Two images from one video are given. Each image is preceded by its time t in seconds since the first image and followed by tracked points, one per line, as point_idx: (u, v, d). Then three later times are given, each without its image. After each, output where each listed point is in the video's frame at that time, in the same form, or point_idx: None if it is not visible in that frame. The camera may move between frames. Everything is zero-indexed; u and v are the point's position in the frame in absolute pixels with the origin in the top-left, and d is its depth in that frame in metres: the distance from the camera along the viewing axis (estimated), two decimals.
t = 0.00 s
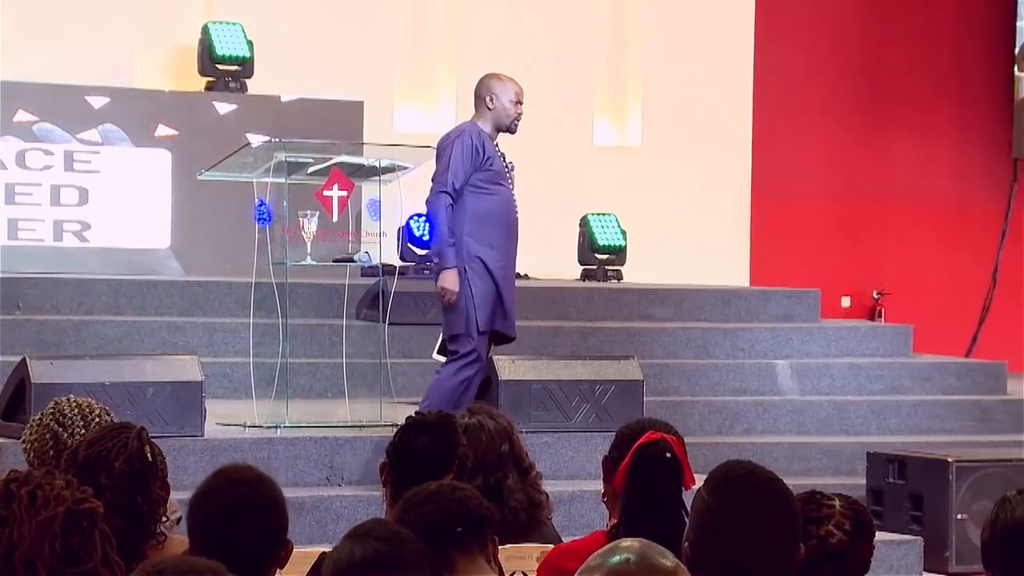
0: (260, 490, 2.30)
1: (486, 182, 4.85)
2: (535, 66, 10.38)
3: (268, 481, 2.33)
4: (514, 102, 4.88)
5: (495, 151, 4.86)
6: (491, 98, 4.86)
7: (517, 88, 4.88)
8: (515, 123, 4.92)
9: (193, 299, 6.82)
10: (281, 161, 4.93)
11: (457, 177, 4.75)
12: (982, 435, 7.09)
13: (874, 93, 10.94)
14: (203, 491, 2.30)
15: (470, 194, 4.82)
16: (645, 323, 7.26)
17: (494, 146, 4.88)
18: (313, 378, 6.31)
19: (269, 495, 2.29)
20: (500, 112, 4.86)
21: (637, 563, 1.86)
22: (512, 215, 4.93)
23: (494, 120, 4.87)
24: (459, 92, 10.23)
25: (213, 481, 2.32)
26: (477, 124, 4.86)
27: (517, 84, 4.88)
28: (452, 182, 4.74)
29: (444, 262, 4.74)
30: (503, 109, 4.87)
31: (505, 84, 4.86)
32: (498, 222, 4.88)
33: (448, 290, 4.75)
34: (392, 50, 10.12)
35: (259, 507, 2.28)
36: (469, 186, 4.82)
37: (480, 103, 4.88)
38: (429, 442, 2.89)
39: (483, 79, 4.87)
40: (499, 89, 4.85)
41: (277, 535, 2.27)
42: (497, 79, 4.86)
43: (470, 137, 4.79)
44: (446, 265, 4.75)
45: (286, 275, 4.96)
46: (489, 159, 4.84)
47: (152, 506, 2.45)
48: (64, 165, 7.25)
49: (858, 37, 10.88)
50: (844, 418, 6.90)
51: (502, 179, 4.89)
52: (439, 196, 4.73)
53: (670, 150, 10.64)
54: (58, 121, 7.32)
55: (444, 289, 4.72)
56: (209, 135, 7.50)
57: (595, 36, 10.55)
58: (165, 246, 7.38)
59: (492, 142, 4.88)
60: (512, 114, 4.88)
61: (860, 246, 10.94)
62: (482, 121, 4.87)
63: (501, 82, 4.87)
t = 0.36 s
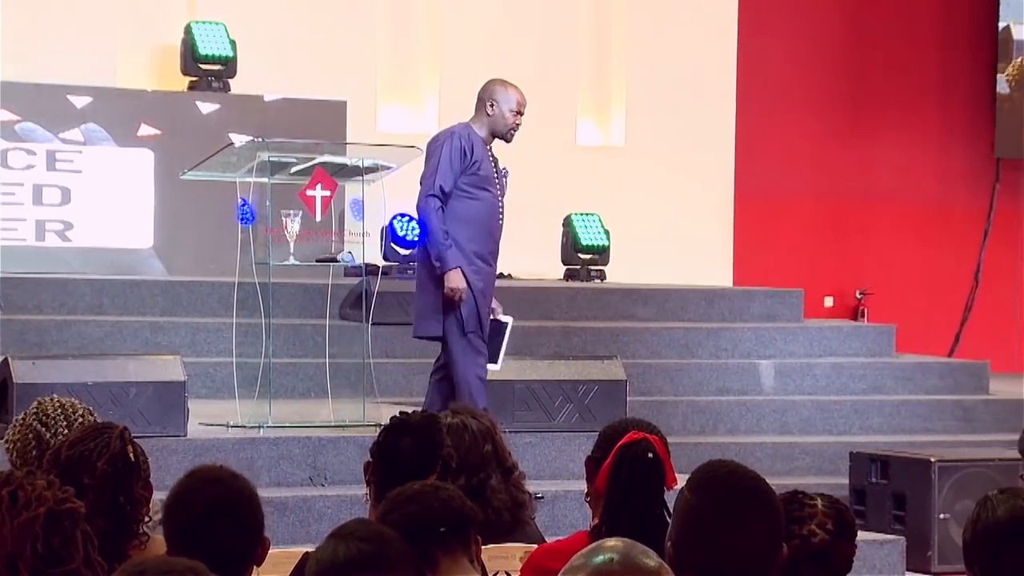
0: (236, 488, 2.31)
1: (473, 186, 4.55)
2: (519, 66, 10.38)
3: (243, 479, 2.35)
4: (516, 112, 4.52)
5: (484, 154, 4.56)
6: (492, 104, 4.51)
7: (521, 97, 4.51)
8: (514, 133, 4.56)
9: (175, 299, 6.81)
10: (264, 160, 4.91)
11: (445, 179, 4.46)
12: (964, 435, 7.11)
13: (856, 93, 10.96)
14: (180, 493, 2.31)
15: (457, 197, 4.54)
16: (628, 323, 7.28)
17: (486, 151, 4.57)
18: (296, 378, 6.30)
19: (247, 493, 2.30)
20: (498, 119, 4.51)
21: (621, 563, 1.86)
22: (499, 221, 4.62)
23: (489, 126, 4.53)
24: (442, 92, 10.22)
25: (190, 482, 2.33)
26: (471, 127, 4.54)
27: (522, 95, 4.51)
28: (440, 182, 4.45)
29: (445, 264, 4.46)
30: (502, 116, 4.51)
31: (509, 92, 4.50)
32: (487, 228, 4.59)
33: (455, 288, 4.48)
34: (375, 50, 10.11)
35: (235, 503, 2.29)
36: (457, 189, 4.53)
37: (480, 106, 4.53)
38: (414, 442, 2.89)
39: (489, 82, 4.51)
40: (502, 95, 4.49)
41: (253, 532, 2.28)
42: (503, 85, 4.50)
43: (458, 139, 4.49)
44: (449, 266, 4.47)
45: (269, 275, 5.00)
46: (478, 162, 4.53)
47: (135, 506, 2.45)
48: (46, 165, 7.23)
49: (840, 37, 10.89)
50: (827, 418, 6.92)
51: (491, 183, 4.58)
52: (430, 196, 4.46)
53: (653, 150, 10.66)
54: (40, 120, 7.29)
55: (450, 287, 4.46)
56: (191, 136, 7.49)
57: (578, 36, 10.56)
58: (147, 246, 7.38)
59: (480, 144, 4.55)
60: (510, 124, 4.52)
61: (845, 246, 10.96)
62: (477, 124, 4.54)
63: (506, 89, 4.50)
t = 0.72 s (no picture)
0: (218, 485, 2.31)
1: (479, 209, 4.51)
2: (503, 66, 10.39)
3: (221, 475, 2.35)
4: (505, 130, 4.49)
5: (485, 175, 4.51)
6: (483, 121, 4.46)
7: (510, 115, 4.48)
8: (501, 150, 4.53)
9: (160, 299, 6.80)
10: (248, 161, 4.90)
11: (453, 207, 4.42)
12: (949, 435, 7.12)
13: (840, 93, 10.96)
14: (161, 492, 2.31)
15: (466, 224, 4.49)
16: (613, 323, 7.30)
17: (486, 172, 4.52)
18: (281, 378, 6.30)
19: (226, 489, 2.31)
20: (489, 137, 4.46)
21: (606, 563, 1.87)
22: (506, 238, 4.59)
23: (481, 144, 4.47)
24: (427, 92, 10.22)
25: (170, 482, 2.32)
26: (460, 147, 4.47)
27: (511, 113, 4.49)
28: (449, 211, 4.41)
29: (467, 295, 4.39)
30: (494, 134, 4.47)
31: (500, 109, 4.46)
32: (497, 248, 4.54)
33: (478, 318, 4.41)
34: (360, 51, 10.11)
35: (217, 501, 2.29)
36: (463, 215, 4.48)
37: (471, 122, 4.47)
38: (397, 443, 2.88)
39: (480, 99, 4.47)
40: (492, 113, 4.45)
41: (237, 529, 2.28)
42: (494, 102, 4.46)
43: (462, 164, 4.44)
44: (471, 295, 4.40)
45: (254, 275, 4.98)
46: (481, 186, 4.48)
47: (120, 506, 2.45)
48: (30, 165, 7.22)
49: (823, 36, 10.89)
50: (812, 417, 6.93)
51: (494, 203, 4.55)
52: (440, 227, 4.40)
53: (638, 150, 10.67)
54: (23, 120, 7.27)
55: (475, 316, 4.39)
56: (175, 135, 7.48)
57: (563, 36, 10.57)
58: (132, 246, 7.38)
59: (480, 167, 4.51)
60: (500, 142, 4.48)
61: (827, 246, 10.97)
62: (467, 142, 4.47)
63: (495, 106, 4.46)
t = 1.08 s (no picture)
0: (201, 486, 2.31)
1: (487, 236, 4.55)
2: (486, 66, 10.39)
3: (206, 477, 2.35)
4: (493, 146, 4.54)
5: (485, 200, 4.56)
6: (469, 145, 4.53)
7: (497, 131, 4.53)
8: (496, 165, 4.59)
9: (143, 300, 6.79)
10: (231, 161, 4.89)
11: (462, 244, 4.47)
12: (931, 435, 7.14)
13: (824, 93, 10.92)
14: (144, 493, 2.30)
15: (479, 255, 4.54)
16: (597, 323, 7.31)
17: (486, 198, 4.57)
18: (263, 379, 6.29)
19: (210, 491, 2.30)
20: (478, 161, 4.54)
21: (589, 563, 1.87)
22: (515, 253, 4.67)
23: (473, 170, 4.55)
24: (409, 92, 10.21)
25: (153, 483, 2.32)
26: (454, 175, 4.54)
27: (495, 126, 4.53)
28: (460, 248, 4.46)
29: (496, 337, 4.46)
30: (482, 154, 4.54)
31: (483, 128, 4.51)
32: (511, 268, 4.62)
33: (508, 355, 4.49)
34: (343, 51, 10.10)
35: (199, 502, 2.28)
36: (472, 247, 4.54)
37: (457, 150, 4.55)
38: (380, 444, 2.88)
39: (461, 123, 4.52)
40: (476, 136, 4.51)
41: (220, 529, 2.28)
42: (475, 122, 4.51)
43: (460, 198, 4.49)
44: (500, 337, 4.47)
45: (236, 276, 4.95)
46: (485, 215, 4.53)
47: (102, 507, 2.45)
48: (12, 165, 7.20)
49: (806, 35, 10.85)
50: (794, 418, 6.95)
51: (498, 222, 4.60)
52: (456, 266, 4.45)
53: (621, 151, 10.69)
54: (5, 120, 7.25)
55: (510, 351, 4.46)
56: (158, 135, 7.48)
57: (545, 37, 10.58)
58: (115, 246, 7.38)
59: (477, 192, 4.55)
60: (490, 160, 4.54)
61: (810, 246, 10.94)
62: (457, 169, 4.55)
63: (479, 126, 4.51)
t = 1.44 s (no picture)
0: (190, 485, 2.32)
1: (491, 238, 4.85)
2: (476, 66, 10.39)
3: (195, 476, 2.35)
4: (501, 143, 4.86)
5: (495, 203, 4.84)
6: (478, 143, 4.86)
7: (502, 126, 4.85)
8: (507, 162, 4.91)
9: (132, 299, 6.78)
10: (220, 161, 4.88)
11: (460, 243, 4.78)
12: (921, 435, 7.16)
13: (813, 93, 10.91)
14: (133, 492, 2.30)
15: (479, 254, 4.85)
16: (587, 323, 7.33)
17: (496, 200, 4.85)
18: (253, 378, 6.29)
19: (199, 490, 2.31)
20: (487, 156, 4.86)
21: (578, 563, 1.87)
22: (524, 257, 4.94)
23: (483, 167, 4.88)
24: (399, 92, 10.22)
25: (142, 483, 2.32)
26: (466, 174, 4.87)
27: (500, 122, 4.86)
28: (456, 247, 4.77)
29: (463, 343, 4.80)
30: (490, 152, 4.86)
31: (489, 125, 4.85)
32: (512, 271, 4.90)
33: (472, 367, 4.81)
34: (333, 51, 10.10)
35: (188, 502, 2.28)
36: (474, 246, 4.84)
37: (468, 149, 4.89)
38: (368, 444, 2.88)
39: (469, 124, 4.87)
40: (482, 132, 4.84)
41: (209, 529, 2.28)
42: (481, 121, 4.86)
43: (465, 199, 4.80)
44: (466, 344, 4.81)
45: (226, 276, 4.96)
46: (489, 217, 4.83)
47: (91, 507, 2.45)
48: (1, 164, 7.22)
49: (795, 35, 10.84)
50: (784, 417, 6.97)
51: (507, 226, 4.88)
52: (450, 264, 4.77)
53: (611, 150, 10.70)
54: None
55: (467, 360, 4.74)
56: (148, 134, 7.49)
57: (535, 36, 10.58)
58: (103, 245, 7.39)
59: (487, 192, 4.86)
60: (499, 156, 4.86)
61: (800, 247, 10.94)
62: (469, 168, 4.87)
63: (485, 123, 4.85)
